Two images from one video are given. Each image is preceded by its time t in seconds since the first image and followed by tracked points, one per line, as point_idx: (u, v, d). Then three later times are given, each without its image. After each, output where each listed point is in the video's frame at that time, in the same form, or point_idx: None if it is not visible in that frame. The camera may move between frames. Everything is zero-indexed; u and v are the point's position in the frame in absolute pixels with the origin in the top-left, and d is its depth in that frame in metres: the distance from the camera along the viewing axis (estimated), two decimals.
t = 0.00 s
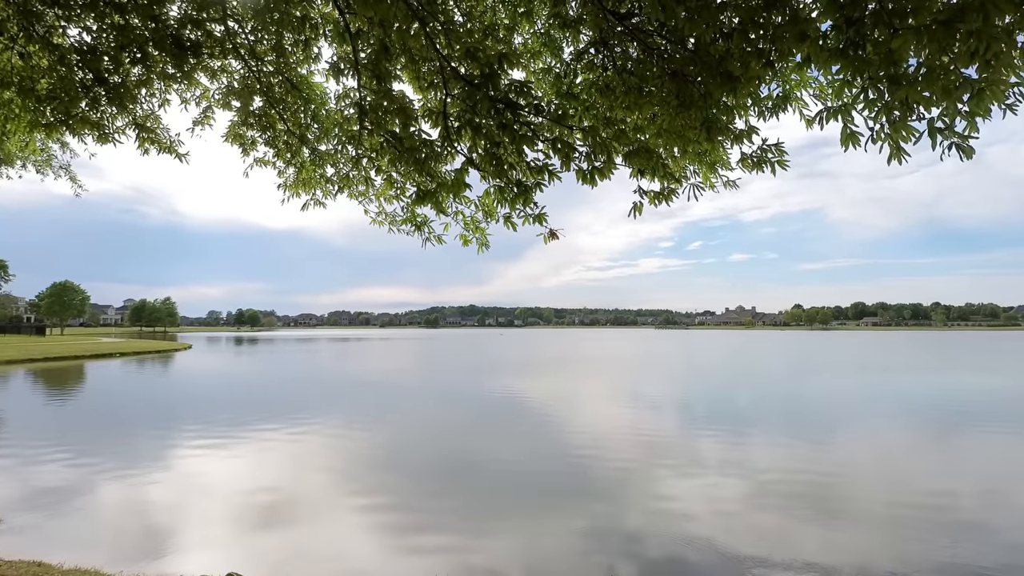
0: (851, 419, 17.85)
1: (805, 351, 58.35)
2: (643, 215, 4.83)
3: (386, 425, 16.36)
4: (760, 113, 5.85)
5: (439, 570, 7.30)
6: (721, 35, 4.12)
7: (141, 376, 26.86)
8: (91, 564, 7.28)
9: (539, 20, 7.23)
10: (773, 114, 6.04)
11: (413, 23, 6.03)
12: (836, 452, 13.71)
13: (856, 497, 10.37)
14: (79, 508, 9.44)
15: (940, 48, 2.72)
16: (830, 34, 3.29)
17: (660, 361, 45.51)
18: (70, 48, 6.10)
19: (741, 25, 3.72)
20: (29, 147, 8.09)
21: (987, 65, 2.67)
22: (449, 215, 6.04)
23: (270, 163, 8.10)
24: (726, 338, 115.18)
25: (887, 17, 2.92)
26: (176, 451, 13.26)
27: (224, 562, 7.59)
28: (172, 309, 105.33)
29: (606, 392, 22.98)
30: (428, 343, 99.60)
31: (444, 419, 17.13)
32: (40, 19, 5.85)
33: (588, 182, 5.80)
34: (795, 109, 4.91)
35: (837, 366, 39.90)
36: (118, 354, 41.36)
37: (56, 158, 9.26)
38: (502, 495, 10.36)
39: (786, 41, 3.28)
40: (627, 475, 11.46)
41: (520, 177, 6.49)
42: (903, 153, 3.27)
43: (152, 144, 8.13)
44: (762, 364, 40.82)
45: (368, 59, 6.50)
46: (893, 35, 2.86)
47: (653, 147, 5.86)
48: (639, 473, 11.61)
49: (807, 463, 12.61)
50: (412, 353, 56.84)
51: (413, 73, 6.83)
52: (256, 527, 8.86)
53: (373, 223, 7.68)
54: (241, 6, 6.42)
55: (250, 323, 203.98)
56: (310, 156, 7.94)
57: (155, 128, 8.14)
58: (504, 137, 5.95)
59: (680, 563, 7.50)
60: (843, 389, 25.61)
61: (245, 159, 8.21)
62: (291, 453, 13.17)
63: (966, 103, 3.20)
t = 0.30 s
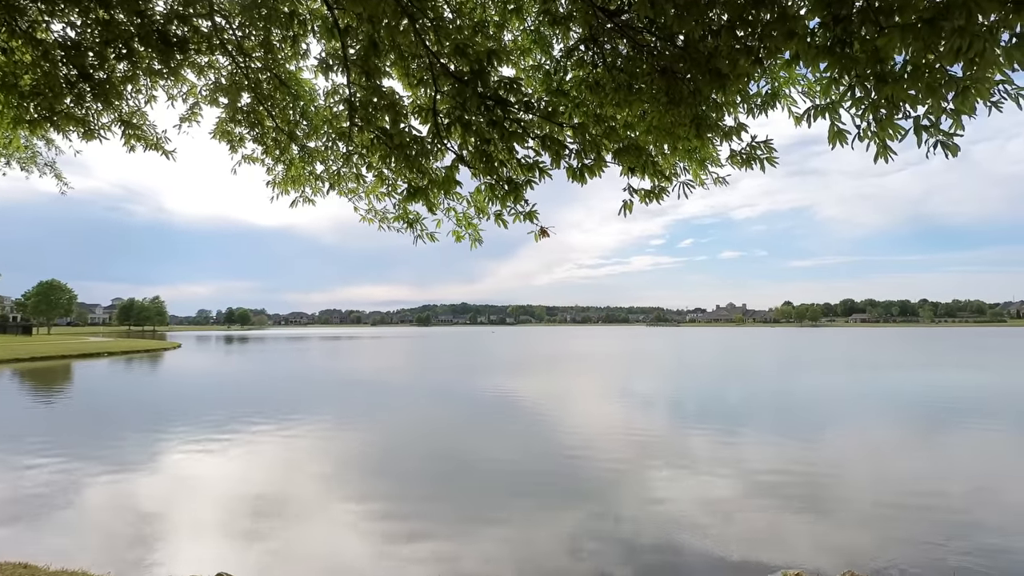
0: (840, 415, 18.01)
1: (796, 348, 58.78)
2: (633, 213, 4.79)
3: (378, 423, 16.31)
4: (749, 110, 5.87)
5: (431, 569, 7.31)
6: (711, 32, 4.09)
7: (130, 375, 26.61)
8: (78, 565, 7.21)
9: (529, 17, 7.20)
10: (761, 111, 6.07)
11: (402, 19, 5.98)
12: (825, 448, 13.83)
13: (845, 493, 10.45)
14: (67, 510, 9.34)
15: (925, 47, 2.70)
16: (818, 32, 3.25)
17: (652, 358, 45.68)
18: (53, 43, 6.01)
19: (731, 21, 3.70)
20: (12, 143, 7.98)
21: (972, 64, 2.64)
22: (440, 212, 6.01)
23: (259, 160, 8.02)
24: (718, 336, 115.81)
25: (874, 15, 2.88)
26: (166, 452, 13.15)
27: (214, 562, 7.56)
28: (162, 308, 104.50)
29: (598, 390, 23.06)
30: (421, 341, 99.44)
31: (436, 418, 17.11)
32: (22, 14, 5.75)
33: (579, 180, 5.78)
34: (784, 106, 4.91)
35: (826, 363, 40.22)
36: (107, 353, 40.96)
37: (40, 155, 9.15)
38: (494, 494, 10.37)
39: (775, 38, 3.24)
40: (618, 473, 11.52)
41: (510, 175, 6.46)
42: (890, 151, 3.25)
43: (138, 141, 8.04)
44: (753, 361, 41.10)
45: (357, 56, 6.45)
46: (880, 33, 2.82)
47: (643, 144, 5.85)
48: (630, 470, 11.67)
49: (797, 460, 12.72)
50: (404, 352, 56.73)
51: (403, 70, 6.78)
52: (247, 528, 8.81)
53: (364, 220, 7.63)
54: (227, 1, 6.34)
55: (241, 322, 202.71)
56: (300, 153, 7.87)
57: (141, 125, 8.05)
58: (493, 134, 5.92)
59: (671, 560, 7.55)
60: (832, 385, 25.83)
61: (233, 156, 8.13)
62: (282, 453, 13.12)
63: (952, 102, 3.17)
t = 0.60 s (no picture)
0: (830, 411, 18.18)
1: (787, 345, 59.17)
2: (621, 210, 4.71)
3: (370, 422, 16.28)
4: (738, 107, 5.88)
5: (423, 566, 7.32)
6: (699, 29, 4.08)
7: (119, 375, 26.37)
8: (67, 566, 7.16)
9: (519, 14, 7.18)
10: (751, 109, 6.09)
11: (391, 15, 5.93)
12: (815, 443, 13.97)
13: (835, 488, 10.54)
14: (55, 511, 9.24)
15: (912, 45, 2.66)
16: (806, 29, 3.20)
17: (644, 355, 45.85)
18: (37, 38, 5.92)
19: (719, 19, 3.69)
20: None
21: (957, 62, 2.62)
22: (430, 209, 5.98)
23: (247, 157, 7.95)
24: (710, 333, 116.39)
25: (862, 12, 2.82)
26: (156, 451, 13.05)
27: (204, 562, 7.52)
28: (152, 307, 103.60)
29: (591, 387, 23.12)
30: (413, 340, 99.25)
31: (428, 416, 17.10)
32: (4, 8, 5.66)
33: (569, 177, 5.78)
34: (773, 104, 4.91)
35: (816, 359, 40.52)
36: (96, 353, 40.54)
37: (25, 151, 9.03)
38: (486, 491, 10.38)
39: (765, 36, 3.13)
40: (610, 469, 11.58)
41: (500, 172, 6.43)
42: (878, 149, 3.21)
43: (125, 138, 7.95)
44: (744, 358, 41.34)
45: (346, 51, 6.39)
46: (866, 32, 2.79)
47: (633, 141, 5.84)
48: (622, 467, 11.74)
49: (787, 455, 12.84)
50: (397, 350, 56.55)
51: (393, 66, 6.73)
52: (238, 527, 8.77)
53: (354, 217, 7.57)
54: None
55: (233, 321, 201.38)
56: (288, 150, 7.81)
57: (128, 121, 7.96)
58: (483, 130, 5.89)
59: (663, 555, 7.60)
60: (822, 381, 26.06)
61: (221, 152, 8.06)
62: (274, 452, 13.06)
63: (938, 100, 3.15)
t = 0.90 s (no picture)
0: (818, 407, 18.34)
1: (778, 342, 59.58)
2: (609, 208, 4.58)
3: (361, 420, 16.24)
4: (727, 106, 5.91)
5: (415, 564, 7.32)
6: (688, 27, 4.06)
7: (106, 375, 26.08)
8: (55, 568, 7.09)
9: (509, 11, 7.16)
10: (740, 107, 6.12)
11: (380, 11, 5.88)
12: (804, 439, 14.10)
13: (824, 483, 10.64)
14: (42, 512, 9.15)
15: (896, 44, 2.63)
16: (793, 27, 3.15)
17: (634, 352, 46.00)
18: (19, 33, 5.82)
19: (708, 16, 3.68)
20: None
21: (941, 61, 2.61)
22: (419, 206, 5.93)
23: (235, 154, 7.87)
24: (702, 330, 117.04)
25: (847, 12, 2.79)
26: (145, 451, 12.95)
27: (194, 562, 7.47)
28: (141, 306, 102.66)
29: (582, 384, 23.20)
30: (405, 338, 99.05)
31: (420, 414, 17.09)
32: None
33: (558, 174, 5.77)
34: (762, 103, 4.90)
35: (805, 356, 40.86)
36: (83, 352, 40.08)
37: (8, 148, 8.89)
38: (478, 489, 10.38)
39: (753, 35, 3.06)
40: (601, 466, 11.63)
41: (489, 169, 6.40)
42: (863, 148, 3.16)
43: (110, 135, 7.85)
44: (734, 355, 41.58)
45: (334, 48, 6.33)
46: (852, 30, 2.77)
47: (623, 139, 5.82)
48: (613, 464, 11.80)
49: (777, 451, 12.94)
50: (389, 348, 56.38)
51: (382, 63, 6.67)
52: (228, 527, 8.72)
53: (342, 215, 7.51)
54: None
55: (223, 320, 200.00)
56: (277, 148, 7.73)
57: (113, 118, 7.86)
58: (473, 128, 5.86)
59: (654, 551, 7.65)
60: (810, 378, 26.32)
61: (208, 149, 7.97)
62: (264, 451, 13.00)
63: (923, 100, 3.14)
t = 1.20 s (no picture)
0: (808, 404, 18.49)
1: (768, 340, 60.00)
2: (598, 208, 4.49)
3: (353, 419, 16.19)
4: (717, 105, 5.93)
5: (406, 563, 7.31)
6: (676, 26, 4.06)
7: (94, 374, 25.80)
8: (41, 569, 7.01)
9: (499, 8, 7.13)
10: (729, 106, 6.14)
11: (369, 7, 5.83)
12: (793, 436, 14.22)
13: (813, 480, 10.73)
14: (28, 513, 9.04)
15: (882, 43, 2.63)
16: (780, 27, 3.13)
17: (626, 350, 46.11)
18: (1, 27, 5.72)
19: (696, 15, 3.67)
20: None
21: (927, 60, 2.60)
22: (408, 205, 5.90)
23: (222, 151, 7.81)
24: (693, 327, 117.62)
25: (834, 10, 2.78)
26: (133, 451, 12.83)
27: (183, 562, 7.42)
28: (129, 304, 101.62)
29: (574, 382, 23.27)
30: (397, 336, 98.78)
31: (411, 412, 17.07)
32: None
33: (548, 172, 5.75)
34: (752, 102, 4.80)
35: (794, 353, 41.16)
36: (70, 351, 39.63)
37: None
38: (469, 488, 10.39)
39: (741, 34, 3.04)
40: (592, 464, 11.68)
41: (478, 167, 6.39)
42: (851, 147, 3.09)
43: (95, 131, 7.75)
44: (724, 352, 41.83)
45: (322, 44, 6.27)
46: (840, 29, 2.76)
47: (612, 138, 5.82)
48: (604, 462, 11.85)
49: (767, 448, 13.05)
50: (380, 346, 56.21)
51: (371, 59, 6.62)
52: (218, 527, 8.67)
53: (331, 213, 7.47)
54: None
55: (214, 318, 198.50)
56: (265, 145, 7.67)
57: (98, 113, 7.76)
58: (461, 126, 5.84)
59: (645, 548, 7.70)
60: (799, 375, 26.54)
61: (195, 146, 7.90)
62: (255, 450, 12.95)
63: (908, 99, 3.13)
